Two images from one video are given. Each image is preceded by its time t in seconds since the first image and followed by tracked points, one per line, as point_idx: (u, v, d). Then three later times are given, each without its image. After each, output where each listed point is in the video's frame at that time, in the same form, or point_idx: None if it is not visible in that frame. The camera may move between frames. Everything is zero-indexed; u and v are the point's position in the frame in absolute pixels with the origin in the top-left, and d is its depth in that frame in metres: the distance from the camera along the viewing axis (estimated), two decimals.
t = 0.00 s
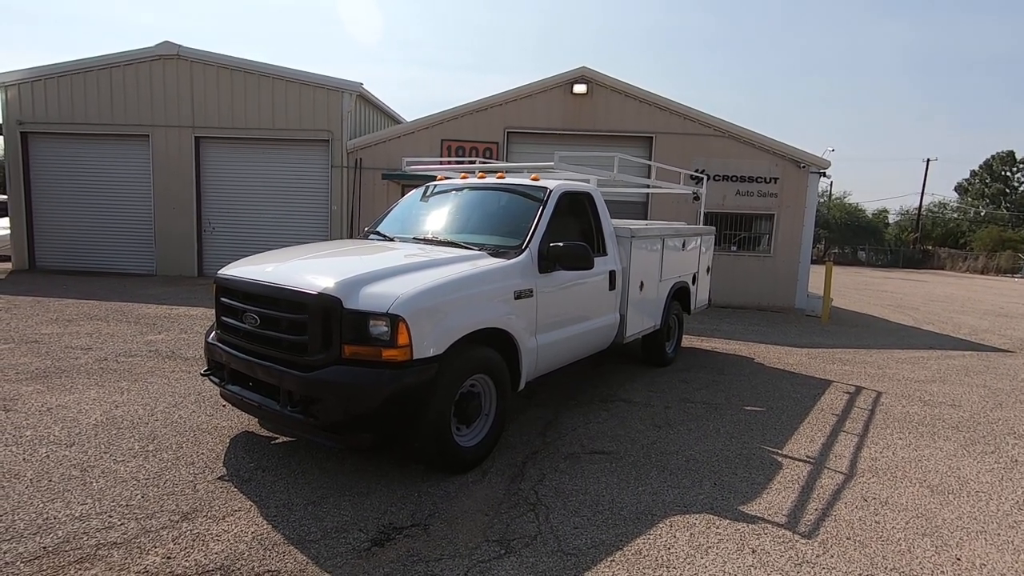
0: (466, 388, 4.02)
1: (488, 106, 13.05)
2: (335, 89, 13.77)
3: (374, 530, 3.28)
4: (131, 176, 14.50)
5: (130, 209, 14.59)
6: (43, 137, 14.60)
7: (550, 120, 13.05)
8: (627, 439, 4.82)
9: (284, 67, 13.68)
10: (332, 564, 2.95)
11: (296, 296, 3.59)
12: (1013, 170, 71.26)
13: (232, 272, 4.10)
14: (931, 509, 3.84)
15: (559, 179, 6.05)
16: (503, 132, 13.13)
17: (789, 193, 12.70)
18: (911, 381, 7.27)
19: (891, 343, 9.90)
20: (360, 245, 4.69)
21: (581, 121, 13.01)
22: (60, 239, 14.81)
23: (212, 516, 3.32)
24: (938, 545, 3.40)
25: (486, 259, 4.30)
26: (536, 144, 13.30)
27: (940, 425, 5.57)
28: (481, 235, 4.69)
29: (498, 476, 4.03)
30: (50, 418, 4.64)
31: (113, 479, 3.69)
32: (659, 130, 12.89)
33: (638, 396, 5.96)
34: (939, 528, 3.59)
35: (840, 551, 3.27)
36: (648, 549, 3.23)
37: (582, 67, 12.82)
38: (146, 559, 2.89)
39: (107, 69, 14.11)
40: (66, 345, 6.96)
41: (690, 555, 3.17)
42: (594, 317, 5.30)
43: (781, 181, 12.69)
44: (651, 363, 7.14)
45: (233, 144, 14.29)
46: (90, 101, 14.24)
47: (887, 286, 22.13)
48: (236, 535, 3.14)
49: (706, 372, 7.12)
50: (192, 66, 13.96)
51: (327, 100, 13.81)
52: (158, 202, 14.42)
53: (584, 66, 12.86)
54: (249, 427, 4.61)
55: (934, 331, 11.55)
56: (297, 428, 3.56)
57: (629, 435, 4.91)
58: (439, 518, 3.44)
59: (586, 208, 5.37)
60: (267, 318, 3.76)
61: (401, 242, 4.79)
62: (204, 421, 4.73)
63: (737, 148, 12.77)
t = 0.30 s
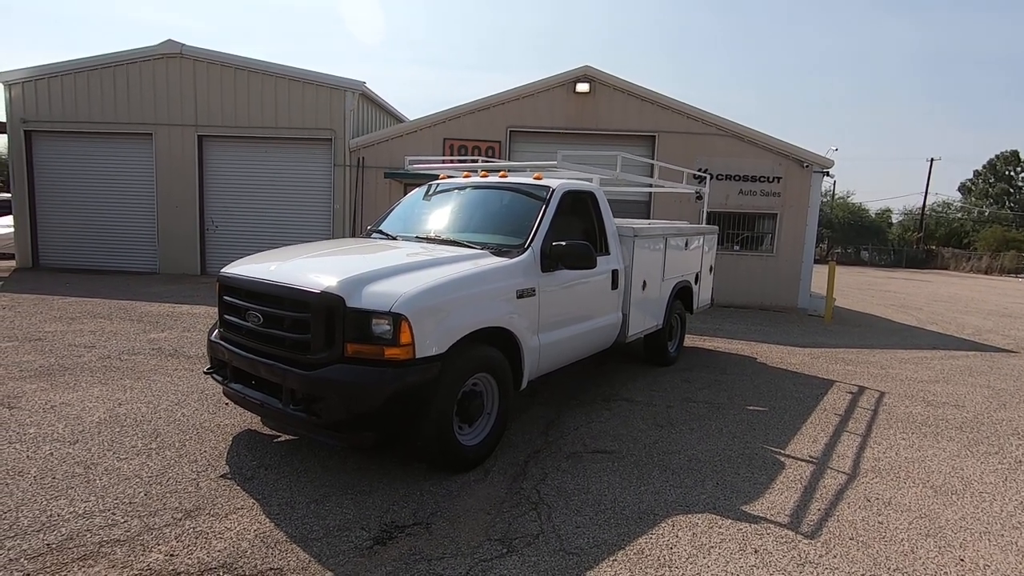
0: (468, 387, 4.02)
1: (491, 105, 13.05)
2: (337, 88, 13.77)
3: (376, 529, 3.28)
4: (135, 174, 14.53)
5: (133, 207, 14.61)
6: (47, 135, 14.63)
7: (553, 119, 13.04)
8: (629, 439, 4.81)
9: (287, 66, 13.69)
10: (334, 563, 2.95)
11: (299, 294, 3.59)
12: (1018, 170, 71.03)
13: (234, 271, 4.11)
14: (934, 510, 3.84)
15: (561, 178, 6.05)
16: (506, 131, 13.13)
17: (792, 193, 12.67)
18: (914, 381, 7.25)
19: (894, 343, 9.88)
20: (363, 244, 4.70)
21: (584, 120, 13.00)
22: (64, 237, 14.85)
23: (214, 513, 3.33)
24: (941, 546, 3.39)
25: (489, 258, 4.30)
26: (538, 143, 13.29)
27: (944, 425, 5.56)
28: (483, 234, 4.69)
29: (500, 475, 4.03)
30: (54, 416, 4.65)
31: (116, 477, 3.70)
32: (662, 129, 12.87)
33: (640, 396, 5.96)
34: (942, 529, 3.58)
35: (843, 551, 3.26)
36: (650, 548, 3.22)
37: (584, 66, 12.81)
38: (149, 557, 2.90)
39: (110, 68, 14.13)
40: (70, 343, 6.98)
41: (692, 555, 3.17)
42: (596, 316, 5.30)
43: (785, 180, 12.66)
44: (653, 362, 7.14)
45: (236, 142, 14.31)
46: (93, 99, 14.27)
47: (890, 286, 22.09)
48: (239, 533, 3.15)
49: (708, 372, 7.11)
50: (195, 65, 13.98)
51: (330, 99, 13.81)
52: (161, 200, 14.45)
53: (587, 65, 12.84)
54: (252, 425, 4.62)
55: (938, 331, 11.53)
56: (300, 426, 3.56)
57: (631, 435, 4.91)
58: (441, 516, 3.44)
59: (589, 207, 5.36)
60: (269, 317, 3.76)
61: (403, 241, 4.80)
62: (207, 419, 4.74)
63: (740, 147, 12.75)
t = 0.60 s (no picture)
0: (471, 386, 4.03)
1: (494, 103, 13.04)
2: (341, 86, 13.77)
3: (379, 526, 3.29)
4: (138, 172, 14.56)
5: (136, 204, 14.64)
6: (51, 133, 14.67)
7: (556, 118, 13.03)
8: (631, 438, 4.81)
9: (290, 64, 13.70)
10: (337, 559, 2.96)
11: (302, 292, 3.60)
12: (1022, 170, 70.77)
13: (238, 268, 4.12)
14: (937, 510, 3.83)
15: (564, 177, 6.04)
16: (509, 129, 13.13)
17: (796, 192, 12.65)
18: (917, 381, 7.24)
19: (897, 343, 9.86)
20: (366, 242, 4.70)
21: (587, 119, 12.99)
22: (67, 234, 14.89)
23: (217, 510, 3.34)
24: (944, 546, 3.39)
25: (492, 256, 4.30)
26: (541, 141, 13.29)
27: (947, 426, 5.55)
28: (487, 232, 4.69)
29: (502, 473, 4.04)
30: (58, 412, 4.67)
31: (120, 473, 3.71)
32: (665, 128, 12.86)
33: (643, 395, 5.96)
34: (945, 529, 3.58)
35: (845, 551, 3.26)
36: (652, 547, 3.23)
37: (588, 65, 12.80)
38: (152, 553, 2.91)
39: (114, 65, 14.16)
40: (74, 340, 7.00)
41: (694, 554, 3.17)
42: (599, 315, 5.30)
43: (788, 180, 12.64)
44: (655, 361, 7.14)
45: (239, 140, 14.33)
46: (97, 97, 14.30)
47: (893, 286, 22.03)
48: (242, 530, 3.16)
49: (710, 371, 7.11)
50: (198, 62, 14.00)
51: (333, 97, 13.82)
52: (164, 198, 14.48)
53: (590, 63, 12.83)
54: (255, 422, 4.64)
55: (941, 331, 11.50)
56: (303, 424, 3.57)
57: (633, 434, 4.91)
58: (443, 514, 3.45)
59: (592, 205, 5.36)
60: (274, 314, 3.77)
61: (406, 239, 4.80)
62: (210, 416, 4.76)
63: (743, 146, 12.73)
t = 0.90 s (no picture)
0: (473, 382, 4.03)
1: (498, 100, 13.03)
2: (345, 82, 13.77)
3: (382, 521, 3.30)
4: (143, 167, 14.59)
5: (141, 199, 14.68)
6: (56, 127, 14.71)
7: (560, 115, 13.01)
8: (634, 435, 4.82)
9: (294, 59, 13.71)
10: (340, 554, 2.98)
11: (306, 287, 3.60)
12: None
13: (243, 263, 4.13)
14: (941, 510, 3.82)
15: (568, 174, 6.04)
16: (513, 126, 13.11)
17: (801, 190, 12.61)
18: (922, 381, 7.22)
19: (902, 343, 9.83)
20: (370, 238, 4.70)
21: (591, 116, 12.96)
22: (73, 229, 14.94)
23: (221, 504, 3.36)
24: (947, 546, 3.38)
25: (495, 253, 4.30)
26: (545, 139, 13.27)
27: (952, 426, 5.53)
28: (490, 229, 4.69)
29: (505, 470, 4.05)
30: (63, 406, 4.69)
31: (124, 466, 3.74)
32: (669, 125, 12.83)
33: (646, 393, 5.95)
34: (949, 529, 3.57)
35: (848, 550, 3.26)
36: (655, 544, 3.23)
37: (592, 62, 12.77)
38: (156, 546, 2.92)
39: (119, 61, 14.19)
40: (79, 334, 7.03)
41: (697, 552, 3.17)
42: (602, 312, 5.30)
43: (793, 178, 12.61)
44: (658, 359, 7.13)
45: (244, 136, 14.35)
46: (102, 92, 14.33)
47: (898, 286, 21.95)
48: (245, 524, 3.17)
49: (714, 369, 7.11)
50: (203, 58, 14.02)
51: (337, 93, 13.82)
52: (169, 193, 14.51)
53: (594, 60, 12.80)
54: (258, 417, 4.65)
55: (946, 330, 11.47)
56: (306, 419, 3.58)
57: (636, 432, 4.91)
58: (446, 510, 3.46)
59: (596, 202, 5.35)
60: (277, 310, 3.78)
61: (409, 235, 4.81)
62: (214, 411, 4.78)
63: (748, 145, 12.70)
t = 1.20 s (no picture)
0: (477, 379, 4.04)
1: (503, 97, 13.02)
2: (350, 79, 13.78)
3: (385, 517, 3.32)
4: (149, 163, 14.65)
5: (147, 195, 14.74)
6: (63, 123, 14.78)
7: (565, 112, 12.99)
8: (637, 434, 4.82)
9: (300, 56, 13.73)
10: (344, 549, 2.99)
11: (311, 283, 3.62)
12: None
13: (248, 259, 4.15)
14: (945, 511, 3.82)
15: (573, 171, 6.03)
16: (518, 123, 13.11)
17: (807, 189, 12.56)
18: (927, 381, 7.20)
19: (908, 343, 9.80)
20: (375, 234, 4.71)
21: (597, 113, 12.94)
22: (79, 224, 15.02)
23: (226, 499, 3.38)
24: (952, 547, 3.38)
25: (500, 250, 4.31)
26: (550, 136, 13.26)
27: (957, 426, 5.52)
28: (495, 226, 4.70)
29: (508, 467, 4.06)
30: (69, 400, 4.73)
31: (130, 460, 3.76)
32: (675, 123, 12.80)
33: (650, 391, 5.96)
34: (953, 530, 3.57)
35: (851, 550, 3.26)
36: (658, 542, 3.24)
37: (598, 59, 12.74)
38: (162, 540, 2.94)
39: (126, 57, 14.23)
40: (86, 329, 7.08)
41: (700, 550, 3.18)
42: (606, 311, 5.30)
43: (799, 177, 12.56)
44: (663, 358, 7.13)
45: (250, 132, 14.38)
46: (109, 88, 14.39)
47: (904, 286, 21.87)
48: (250, 519, 3.19)
49: (718, 368, 7.11)
50: (209, 54, 14.05)
51: (343, 90, 13.83)
52: (175, 189, 14.56)
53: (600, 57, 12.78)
54: (263, 413, 4.67)
55: (952, 331, 11.42)
56: (311, 415, 3.60)
57: (639, 430, 4.91)
58: (449, 506, 3.47)
59: (600, 200, 5.35)
60: (282, 306, 3.79)
61: (414, 232, 4.82)
62: (219, 406, 4.80)
63: (753, 143, 12.66)
